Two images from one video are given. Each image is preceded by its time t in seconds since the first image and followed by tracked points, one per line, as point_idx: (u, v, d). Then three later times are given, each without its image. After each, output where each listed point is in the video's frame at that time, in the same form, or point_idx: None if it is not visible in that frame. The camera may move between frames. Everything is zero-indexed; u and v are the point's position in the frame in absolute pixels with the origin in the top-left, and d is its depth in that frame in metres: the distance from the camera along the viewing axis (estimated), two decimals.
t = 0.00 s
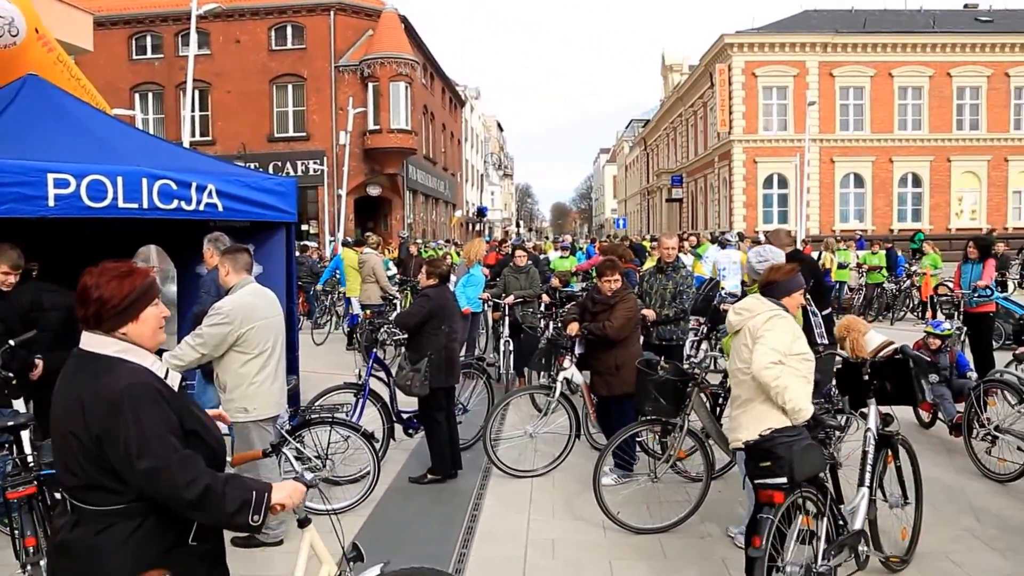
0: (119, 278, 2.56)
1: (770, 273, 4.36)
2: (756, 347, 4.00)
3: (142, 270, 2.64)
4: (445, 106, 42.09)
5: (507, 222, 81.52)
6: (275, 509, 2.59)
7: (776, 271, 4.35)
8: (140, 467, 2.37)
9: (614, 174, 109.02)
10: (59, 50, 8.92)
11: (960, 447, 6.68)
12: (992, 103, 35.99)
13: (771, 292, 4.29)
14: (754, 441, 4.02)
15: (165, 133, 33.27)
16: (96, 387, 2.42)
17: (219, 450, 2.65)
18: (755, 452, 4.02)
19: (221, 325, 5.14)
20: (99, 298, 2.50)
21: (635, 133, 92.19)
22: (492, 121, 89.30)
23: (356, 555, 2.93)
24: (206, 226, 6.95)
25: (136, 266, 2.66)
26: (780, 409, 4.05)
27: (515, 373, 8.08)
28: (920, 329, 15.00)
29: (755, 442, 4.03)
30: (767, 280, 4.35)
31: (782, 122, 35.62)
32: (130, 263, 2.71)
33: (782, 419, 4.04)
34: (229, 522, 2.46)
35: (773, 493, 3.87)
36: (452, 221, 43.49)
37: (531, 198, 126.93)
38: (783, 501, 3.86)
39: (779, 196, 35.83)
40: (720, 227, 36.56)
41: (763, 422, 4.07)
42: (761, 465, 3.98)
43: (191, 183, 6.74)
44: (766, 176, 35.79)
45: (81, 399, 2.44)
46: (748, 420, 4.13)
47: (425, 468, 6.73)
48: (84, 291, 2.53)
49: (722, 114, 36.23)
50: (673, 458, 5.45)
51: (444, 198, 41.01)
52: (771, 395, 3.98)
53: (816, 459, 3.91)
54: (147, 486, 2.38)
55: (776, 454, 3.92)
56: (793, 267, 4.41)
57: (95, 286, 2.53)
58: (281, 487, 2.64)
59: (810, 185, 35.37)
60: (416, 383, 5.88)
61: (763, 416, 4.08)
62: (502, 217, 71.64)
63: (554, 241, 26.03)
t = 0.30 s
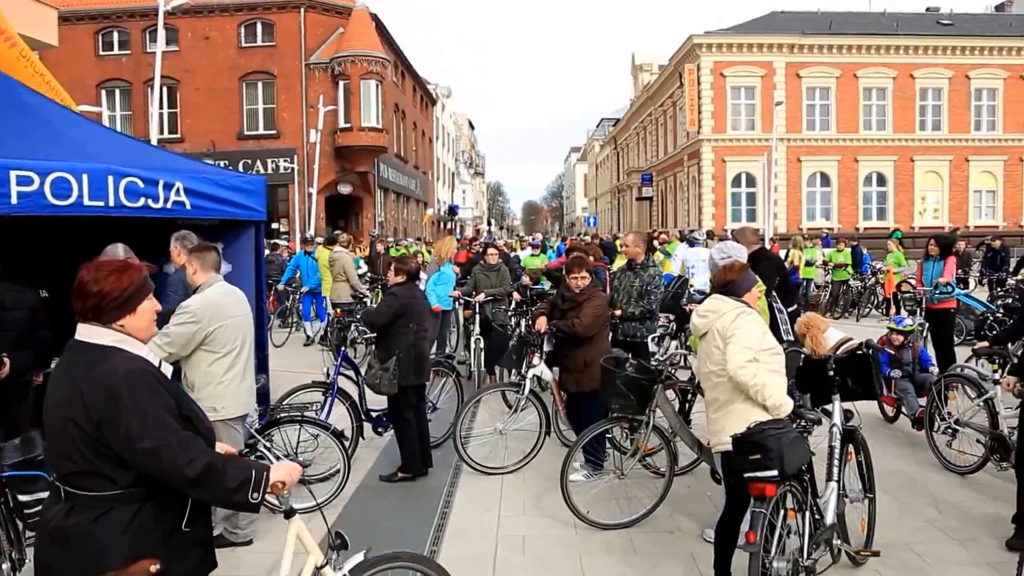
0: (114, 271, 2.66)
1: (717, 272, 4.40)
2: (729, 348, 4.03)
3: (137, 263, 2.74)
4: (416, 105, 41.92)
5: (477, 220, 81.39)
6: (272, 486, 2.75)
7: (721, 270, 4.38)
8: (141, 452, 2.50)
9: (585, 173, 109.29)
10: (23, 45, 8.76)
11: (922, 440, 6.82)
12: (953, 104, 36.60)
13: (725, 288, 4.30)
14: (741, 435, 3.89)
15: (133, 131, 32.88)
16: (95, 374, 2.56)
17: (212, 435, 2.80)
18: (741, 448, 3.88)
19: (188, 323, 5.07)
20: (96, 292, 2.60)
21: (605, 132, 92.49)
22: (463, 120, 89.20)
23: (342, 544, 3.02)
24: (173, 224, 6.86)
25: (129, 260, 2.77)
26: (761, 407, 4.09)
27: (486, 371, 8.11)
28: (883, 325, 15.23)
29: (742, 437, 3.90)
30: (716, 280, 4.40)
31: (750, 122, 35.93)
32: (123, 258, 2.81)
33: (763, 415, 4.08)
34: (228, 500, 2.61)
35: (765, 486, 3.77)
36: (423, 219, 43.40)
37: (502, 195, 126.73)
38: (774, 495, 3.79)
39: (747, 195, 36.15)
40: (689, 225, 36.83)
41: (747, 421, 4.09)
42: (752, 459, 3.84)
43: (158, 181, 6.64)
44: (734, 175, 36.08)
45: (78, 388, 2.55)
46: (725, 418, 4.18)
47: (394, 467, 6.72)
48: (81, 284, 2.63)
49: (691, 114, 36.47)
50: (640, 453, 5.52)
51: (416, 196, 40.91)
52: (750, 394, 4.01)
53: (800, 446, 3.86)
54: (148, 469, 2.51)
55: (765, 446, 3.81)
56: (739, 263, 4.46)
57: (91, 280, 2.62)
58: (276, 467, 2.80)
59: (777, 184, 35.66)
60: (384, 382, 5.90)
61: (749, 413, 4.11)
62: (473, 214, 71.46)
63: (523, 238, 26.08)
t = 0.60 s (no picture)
0: (111, 269, 2.69)
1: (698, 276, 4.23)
2: (726, 359, 3.87)
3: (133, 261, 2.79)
4: (387, 102, 41.66)
5: (449, 219, 81.08)
6: (267, 480, 2.80)
7: (703, 275, 4.21)
8: (142, 447, 2.52)
9: (557, 172, 109.27)
10: None
11: (886, 434, 6.94)
12: (918, 104, 37.09)
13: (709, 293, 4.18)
14: (752, 451, 3.67)
15: (99, 128, 32.41)
16: (95, 369, 2.56)
17: (204, 431, 2.82)
18: (750, 462, 3.67)
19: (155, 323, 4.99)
20: (95, 289, 2.62)
21: (577, 131, 92.56)
22: (435, 119, 88.89)
23: (330, 536, 3.04)
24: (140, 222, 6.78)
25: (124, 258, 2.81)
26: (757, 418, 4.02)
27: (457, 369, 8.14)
28: (847, 322, 15.44)
29: (750, 452, 3.69)
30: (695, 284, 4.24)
31: (719, 122, 36.04)
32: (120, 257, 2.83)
33: (758, 427, 4.00)
34: (223, 494, 2.63)
35: (777, 504, 3.62)
36: (394, 217, 43.18)
37: (474, 194, 126.48)
38: (787, 512, 3.63)
39: (717, 193, 36.34)
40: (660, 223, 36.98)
41: (744, 433, 3.99)
42: (761, 476, 3.64)
43: (125, 178, 6.54)
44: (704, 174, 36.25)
45: (77, 383, 2.56)
46: (716, 426, 4.08)
47: (364, 465, 6.69)
48: (79, 282, 2.64)
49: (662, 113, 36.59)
50: (609, 449, 5.58)
51: (387, 194, 40.72)
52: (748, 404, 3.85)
53: (804, 460, 3.74)
54: (146, 463, 2.53)
55: (777, 462, 3.61)
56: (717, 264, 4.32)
57: (90, 277, 2.64)
58: (270, 461, 2.85)
59: (746, 183, 35.86)
60: (354, 380, 5.88)
61: (747, 426, 4.01)
62: (445, 212, 71.18)
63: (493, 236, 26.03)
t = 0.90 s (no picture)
0: (122, 268, 2.67)
1: (692, 272, 4.05)
2: (719, 362, 3.69)
3: (143, 258, 2.78)
4: (359, 100, 41.40)
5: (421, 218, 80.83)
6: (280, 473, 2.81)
7: (697, 271, 4.04)
8: (159, 446, 2.52)
9: (529, 171, 109.14)
10: None
11: (852, 430, 7.03)
12: (884, 104, 37.42)
13: (706, 289, 4.02)
14: (755, 463, 3.46)
15: (65, 125, 31.89)
16: (113, 368, 2.56)
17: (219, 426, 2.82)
18: (752, 475, 3.48)
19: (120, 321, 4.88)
20: (108, 289, 2.62)
21: (549, 130, 92.45)
22: (407, 117, 88.49)
23: (334, 527, 3.08)
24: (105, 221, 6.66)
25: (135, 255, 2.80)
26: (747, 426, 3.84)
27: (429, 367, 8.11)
28: (813, 319, 15.59)
29: (752, 465, 3.48)
30: (687, 280, 4.05)
31: (690, 121, 36.08)
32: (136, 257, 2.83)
33: (744, 436, 3.82)
34: (238, 489, 2.65)
35: (781, 519, 3.48)
36: (366, 216, 42.96)
37: (447, 193, 126.14)
38: (792, 526, 3.50)
39: (688, 192, 36.43)
40: (631, 222, 37.06)
41: (731, 441, 3.81)
42: (762, 489, 3.46)
43: (90, 176, 6.40)
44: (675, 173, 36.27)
45: (94, 382, 2.56)
46: (702, 431, 3.86)
47: (336, 464, 6.66)
48: (93, 283, 2.64)
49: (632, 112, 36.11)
50: (583, 446, 5.63)
51: (358, 192, 40.52)
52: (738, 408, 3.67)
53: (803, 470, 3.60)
54: (162, 461, 2.53)
55: (780, 474, 3.43)
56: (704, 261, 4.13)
57: (102, 279, 2.63)
58: (282, 455, 2.87)
59: (716, 181, 35.97)
60: (324, 381, 5.84)
61: (731, 433, 3.83)
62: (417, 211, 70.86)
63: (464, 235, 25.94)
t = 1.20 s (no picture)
0: (138, 264, 2.78)
1: (666, 269, 4.02)
2: (689, 360, 3.69)
3: (158, 256, 2.89)
4: (330, 98, 41.09)
5: (394, 216, 80.35)
6: (300, 466, 2.87)
7: (670, 268, 4.02)
8: (179, 437, 2.59)
9: (502, 169, 108.78)
10: None
11: (821, 425, 7.11)
12: (853, 104, 37.66)
13: (680, 286, 3.99)
14: (731, 465, 3.44)
15: (31, 122, 31.40)
16: (133, 361, 2.62)
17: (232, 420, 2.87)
18: (727, 476, 3.46)
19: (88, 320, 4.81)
20: (125, 283, 2.72)
21: (521, 128, 92.19)
22: (379, 116, 87.94)
23: (342, 517, 3.13)
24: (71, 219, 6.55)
25: (149, 252, 2.91)
26: (713, 427, 3.86)
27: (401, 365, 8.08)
28: (783, 316, 15.70)
29: (727, 466, 3.46)
30: (659, 276, 4.03)
31: (662, 119, 36.06)
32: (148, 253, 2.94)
33: (713, 437, 3.85)
34: (257, 481, 2.71)
35: (757, 523, 3.47)
36: (338, 215, 42.68)
37: (420, 192, 125.55)
38: (765, 531, 3.50)
39: (659, 190, 36.49)
40: (604, 220, 37.04)
41: (699, 439, 3.83)
42: (739, 491, 3.44)
43: (57, 174, 6.21)
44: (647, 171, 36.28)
45: (111, 376, 2.64)
46: (670, 430, 3.87)
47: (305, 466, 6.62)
48: (110, 279, 2.74)
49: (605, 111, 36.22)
50: (557, 444, 5.64)
51: (331, 191, 40.26)
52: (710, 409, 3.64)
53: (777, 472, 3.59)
54: (184, 452, 2.60)
55: (755, 477, 3.42)
56: (677, 258, 4.11)
57: (119, 274, 2.74)
58: (301, 448, 2.91)
59: (688, 180, 36.05)
60: (296, 379, 5.74)
61: (698, 433, 3.85)
62: (391, 210, 70.43)
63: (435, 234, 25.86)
